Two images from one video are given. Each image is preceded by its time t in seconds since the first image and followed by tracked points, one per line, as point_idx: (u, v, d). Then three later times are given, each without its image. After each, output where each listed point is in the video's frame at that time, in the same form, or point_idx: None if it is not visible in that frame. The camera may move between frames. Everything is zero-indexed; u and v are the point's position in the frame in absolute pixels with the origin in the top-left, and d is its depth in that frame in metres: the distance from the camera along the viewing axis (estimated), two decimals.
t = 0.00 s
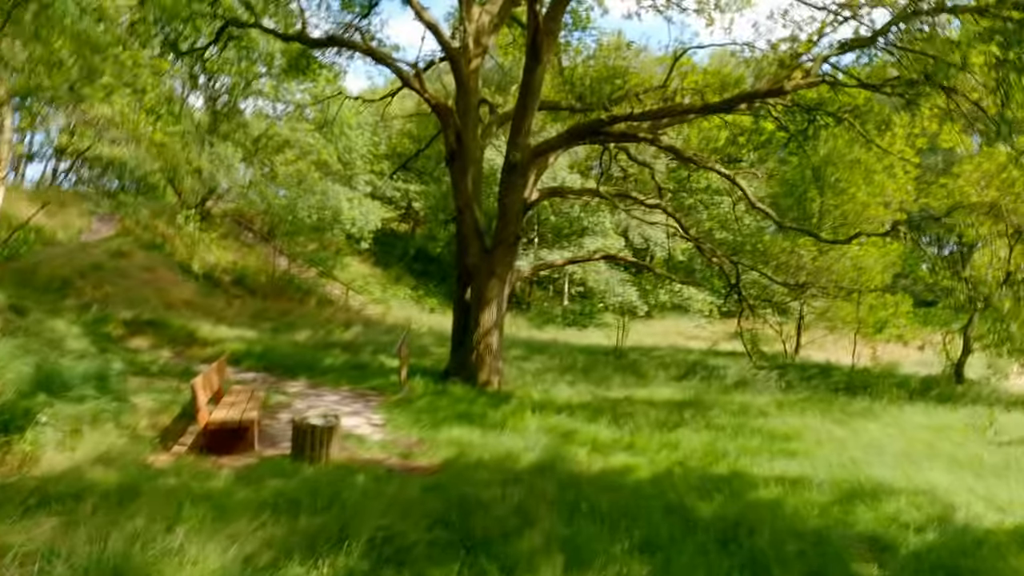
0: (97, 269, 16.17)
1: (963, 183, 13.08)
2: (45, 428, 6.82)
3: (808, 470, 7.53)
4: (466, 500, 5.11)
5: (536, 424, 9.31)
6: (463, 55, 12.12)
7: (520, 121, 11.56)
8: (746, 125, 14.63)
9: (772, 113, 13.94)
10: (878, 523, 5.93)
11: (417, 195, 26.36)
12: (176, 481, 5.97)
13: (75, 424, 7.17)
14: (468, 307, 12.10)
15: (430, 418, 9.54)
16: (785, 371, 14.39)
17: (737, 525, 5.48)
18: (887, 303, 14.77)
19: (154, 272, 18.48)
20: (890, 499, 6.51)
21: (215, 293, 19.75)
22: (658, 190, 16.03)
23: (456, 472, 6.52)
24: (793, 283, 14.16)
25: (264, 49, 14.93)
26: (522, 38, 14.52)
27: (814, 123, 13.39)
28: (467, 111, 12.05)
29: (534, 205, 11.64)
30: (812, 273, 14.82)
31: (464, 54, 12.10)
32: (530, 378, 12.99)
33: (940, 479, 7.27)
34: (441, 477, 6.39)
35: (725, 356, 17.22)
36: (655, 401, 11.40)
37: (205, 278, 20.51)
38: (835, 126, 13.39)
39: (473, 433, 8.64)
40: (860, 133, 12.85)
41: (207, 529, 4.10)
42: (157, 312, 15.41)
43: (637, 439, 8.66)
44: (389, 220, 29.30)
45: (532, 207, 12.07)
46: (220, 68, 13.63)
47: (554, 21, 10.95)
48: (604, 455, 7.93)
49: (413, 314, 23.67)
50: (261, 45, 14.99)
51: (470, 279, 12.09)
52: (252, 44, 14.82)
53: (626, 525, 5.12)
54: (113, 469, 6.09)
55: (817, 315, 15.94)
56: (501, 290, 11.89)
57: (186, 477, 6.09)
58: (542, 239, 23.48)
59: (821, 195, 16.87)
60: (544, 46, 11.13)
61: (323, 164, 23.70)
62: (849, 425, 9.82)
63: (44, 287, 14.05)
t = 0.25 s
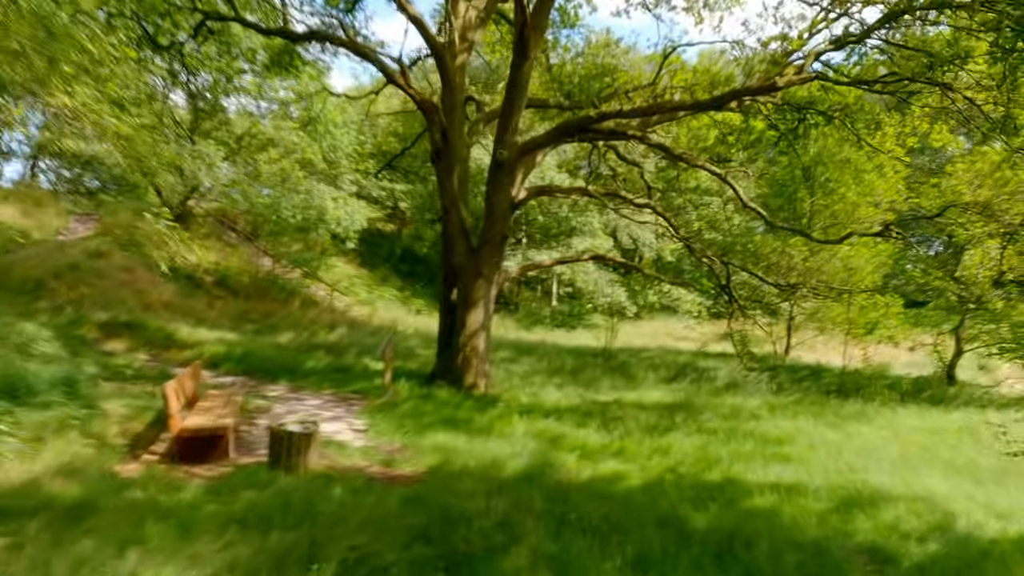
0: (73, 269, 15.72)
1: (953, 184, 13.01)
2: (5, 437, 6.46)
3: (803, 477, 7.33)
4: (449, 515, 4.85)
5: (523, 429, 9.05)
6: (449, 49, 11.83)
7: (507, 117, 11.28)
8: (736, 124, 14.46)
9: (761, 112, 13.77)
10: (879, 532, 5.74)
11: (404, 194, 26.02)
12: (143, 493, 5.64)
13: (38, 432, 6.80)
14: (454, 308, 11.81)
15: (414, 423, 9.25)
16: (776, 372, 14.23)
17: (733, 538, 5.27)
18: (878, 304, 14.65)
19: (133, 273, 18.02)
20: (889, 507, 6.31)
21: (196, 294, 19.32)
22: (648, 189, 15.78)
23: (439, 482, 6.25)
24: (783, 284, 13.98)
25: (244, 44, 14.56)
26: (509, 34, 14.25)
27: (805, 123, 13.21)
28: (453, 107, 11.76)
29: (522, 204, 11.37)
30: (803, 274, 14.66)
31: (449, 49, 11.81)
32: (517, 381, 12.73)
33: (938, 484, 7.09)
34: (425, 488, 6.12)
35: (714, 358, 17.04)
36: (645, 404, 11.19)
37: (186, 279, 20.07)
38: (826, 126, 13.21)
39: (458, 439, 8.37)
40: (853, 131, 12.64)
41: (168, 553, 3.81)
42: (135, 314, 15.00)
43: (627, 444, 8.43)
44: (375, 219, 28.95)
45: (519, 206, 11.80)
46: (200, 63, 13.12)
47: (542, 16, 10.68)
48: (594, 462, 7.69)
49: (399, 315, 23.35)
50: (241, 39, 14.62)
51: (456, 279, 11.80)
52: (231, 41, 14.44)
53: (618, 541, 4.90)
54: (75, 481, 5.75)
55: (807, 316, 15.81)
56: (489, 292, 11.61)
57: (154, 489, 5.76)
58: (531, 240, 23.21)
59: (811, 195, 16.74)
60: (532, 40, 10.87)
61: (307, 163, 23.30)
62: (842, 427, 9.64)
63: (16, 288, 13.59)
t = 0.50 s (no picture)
0: (46, 277, 15.24)
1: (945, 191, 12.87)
2: None
3: (801, 492, 7.06)
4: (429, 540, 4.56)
5: (510, 442, 8.73)
6: (434, 53, 11.56)
7: (494, 121, 11.00)
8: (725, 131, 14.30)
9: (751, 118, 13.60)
10: (883, 552, 5.48)
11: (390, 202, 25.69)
12: (102, 515, 5.28)
13: None
14: (439, 318, 11.48)
15: (397, 437, 8.90)
16: (768, 382, 14.00)
17: (731, 560, 4.99)
18: (869, 312, 14.46)
19: (111, 281, 17.56)
20: (892, 524, 6.06)
21: (176, 303, 18.85)
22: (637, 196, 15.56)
23: (421, 501, 5.93)
24: (774, 292, 13.76)
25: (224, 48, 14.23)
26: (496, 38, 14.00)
27: (796, 129, 13.03)
28: (438, 111, 11.47)
29: (509, 210, 11.09)
30: (794, 282, 14.46)
31: (435, 52, 11.54)
32: (504, 392, 12.40)
33: (940, 499, 6.86)
34: (405, 508, 5.78)
35: (705, 367, 16.79)
36: (636, 416, 10.90)
37: (166, 287, 19.59)
38: (816, 133, 13.04)
39: (442, 453, 8.03)
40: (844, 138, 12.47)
41: None
42: (110, 324, 14.53)
43: (618, 458, 8.13)
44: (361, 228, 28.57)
45: (507, 213, 11.51)
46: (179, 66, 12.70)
47: (529, 18, 10.44)
48: (584, 477, 7.38)
49: (385, 325, 22.96)
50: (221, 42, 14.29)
51: (442, 288, 11.47)
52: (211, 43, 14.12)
53: (610, 565, 4.62)
54: (29, 503, 5.37)
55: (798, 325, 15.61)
56: (475, 300, 11.29)
57: (115, 511, 5.39)
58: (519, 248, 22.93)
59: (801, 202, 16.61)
60: (519, 43, 10.61)
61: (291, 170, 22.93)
62: (838, 439, 9.39)
63: None
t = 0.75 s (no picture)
0: (16, 277, 14.74)
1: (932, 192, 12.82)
2: None
3: (795, 498, 6.87)
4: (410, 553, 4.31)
5: (496, 447, 8.47)
6: (418, 46, 11.27)
7: (480, 118, 10.74)
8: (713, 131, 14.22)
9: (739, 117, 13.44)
10: (882, 559, 5.32)
11: (374, 202, 25.33)
12: (62, 530, 4.95)
13: None
14: (423, 319, 11.19)
15: (379, 442, 8.61)
16: (757, 385, 13.84)
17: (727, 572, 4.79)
18: (858, 313, 14.37)
19: (85, 281, 17.07)
20: (890, 531, 5.90)
21: (154, 304, 18.37)
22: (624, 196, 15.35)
23: (404, 511, 5.68)
24: (763, 294, 13.61)
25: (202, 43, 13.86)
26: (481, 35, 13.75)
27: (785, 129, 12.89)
28: (423, 107, 11.17)
29: (495, 209, 10.83)
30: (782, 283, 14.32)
31: (419, 46, 11.25)
32: (490, 395, 12.13)
33: (936, 504, 6.71)
34: (386, 519, 5.52)
35: (693, 369, 16.61)
36: (624, 419, 10.70)
37: (144, 288, 19.10)
38: (804, 133, 12.89)
39: (426, 459, 7.76)
40: (834, 137, 12.34)
41: None
42: (83, 326, 14.08)
43: (607, 463, 7.91)
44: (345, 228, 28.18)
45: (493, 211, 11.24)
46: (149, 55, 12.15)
47: (516, 11, 10.19)
48: (573, 484, 7.14)
49: (369, 326, 22.59)
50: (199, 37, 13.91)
51: (426, 288, 11.17)
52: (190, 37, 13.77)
53: None
54: None
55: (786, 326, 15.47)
56: (460, 301, 11.01)
57: (77, 525, 5.07)
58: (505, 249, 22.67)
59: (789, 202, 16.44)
60: (506, 37, 10.33)
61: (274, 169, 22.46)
62: (829, 442, 9.23)
63: None
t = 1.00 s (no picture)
0: None
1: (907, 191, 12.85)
2: None
3: (776, 501, 6.73)
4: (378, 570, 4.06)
5: (472, 450, 8.22)
6: (391, 38, 10.92)
7: (454, 112, 10.44)
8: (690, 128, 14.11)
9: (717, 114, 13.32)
10: (867, 564, 5.20)
11: (349, 199, 24.86)
12: (3, 548, 4.60)
13: None
14: (397, 318, 10.88)
15: (350, 446, 8.31)
16: (735, 383, 13.78)
17: None
18: (834, 312, 14.38)
19: (45, 280, 16.42)
20: (874, 534, 5.78)
21: (118, 304, 17.76)
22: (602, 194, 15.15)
23: (374, 520, 5.42)
24: (740, 292, 13.52)
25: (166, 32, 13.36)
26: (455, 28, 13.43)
27: (763, 126, 12.80)
28: (396, 100, 10.82)
29: (471, 206, 10.55)
30: (760, 282, 14.26)
31: (392, 37, 10.90)
32: (466, 396, 11.87)
33: (919, 506, 6.61)
34: (355, 530, 5.25)
35: (670, 367, 16.52)
36: (602, 419, 10.53)
37: (108, 287, 18.47)
38: (781, 131, 12.79)
39: (398, 464, 7.49)
40: (813, 135, 12.25)
41: None
42: (42, 326, 13.50)
43: (585, 466, 7.72)
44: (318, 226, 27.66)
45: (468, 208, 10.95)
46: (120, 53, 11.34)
47: (492, 4, 9.74)
48: (550, 488, 6.93)
49: (342, 325, 22.15)
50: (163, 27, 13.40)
51: (399, 287, 10.86)
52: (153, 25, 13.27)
53: None
54: None
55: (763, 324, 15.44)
56: (435, 300, 10.73)
57: (20, 543, 4.72)
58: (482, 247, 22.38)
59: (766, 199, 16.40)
60: (481, 30, 9.97)
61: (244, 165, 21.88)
62: (808, 442, 9.15)
63: None
